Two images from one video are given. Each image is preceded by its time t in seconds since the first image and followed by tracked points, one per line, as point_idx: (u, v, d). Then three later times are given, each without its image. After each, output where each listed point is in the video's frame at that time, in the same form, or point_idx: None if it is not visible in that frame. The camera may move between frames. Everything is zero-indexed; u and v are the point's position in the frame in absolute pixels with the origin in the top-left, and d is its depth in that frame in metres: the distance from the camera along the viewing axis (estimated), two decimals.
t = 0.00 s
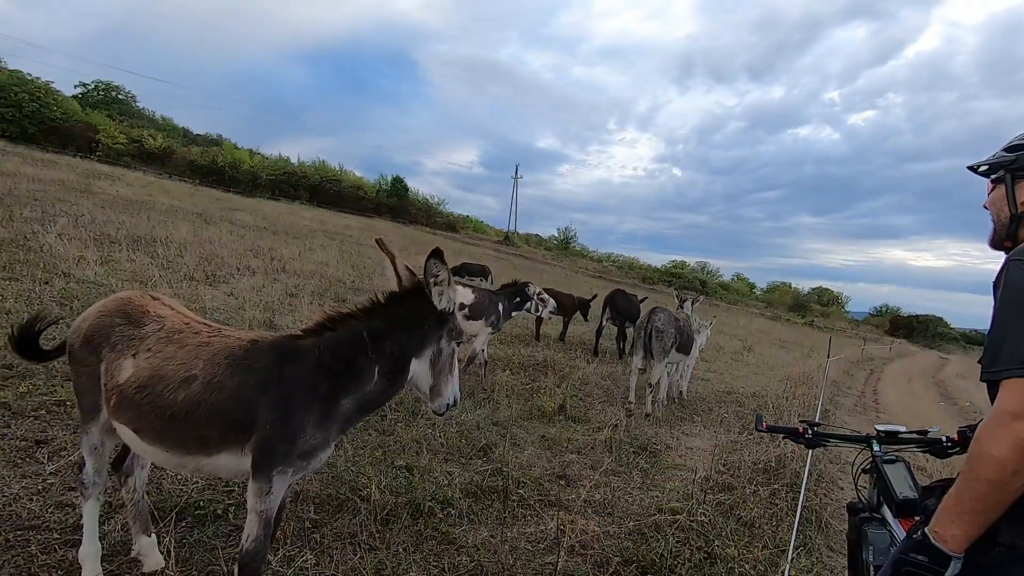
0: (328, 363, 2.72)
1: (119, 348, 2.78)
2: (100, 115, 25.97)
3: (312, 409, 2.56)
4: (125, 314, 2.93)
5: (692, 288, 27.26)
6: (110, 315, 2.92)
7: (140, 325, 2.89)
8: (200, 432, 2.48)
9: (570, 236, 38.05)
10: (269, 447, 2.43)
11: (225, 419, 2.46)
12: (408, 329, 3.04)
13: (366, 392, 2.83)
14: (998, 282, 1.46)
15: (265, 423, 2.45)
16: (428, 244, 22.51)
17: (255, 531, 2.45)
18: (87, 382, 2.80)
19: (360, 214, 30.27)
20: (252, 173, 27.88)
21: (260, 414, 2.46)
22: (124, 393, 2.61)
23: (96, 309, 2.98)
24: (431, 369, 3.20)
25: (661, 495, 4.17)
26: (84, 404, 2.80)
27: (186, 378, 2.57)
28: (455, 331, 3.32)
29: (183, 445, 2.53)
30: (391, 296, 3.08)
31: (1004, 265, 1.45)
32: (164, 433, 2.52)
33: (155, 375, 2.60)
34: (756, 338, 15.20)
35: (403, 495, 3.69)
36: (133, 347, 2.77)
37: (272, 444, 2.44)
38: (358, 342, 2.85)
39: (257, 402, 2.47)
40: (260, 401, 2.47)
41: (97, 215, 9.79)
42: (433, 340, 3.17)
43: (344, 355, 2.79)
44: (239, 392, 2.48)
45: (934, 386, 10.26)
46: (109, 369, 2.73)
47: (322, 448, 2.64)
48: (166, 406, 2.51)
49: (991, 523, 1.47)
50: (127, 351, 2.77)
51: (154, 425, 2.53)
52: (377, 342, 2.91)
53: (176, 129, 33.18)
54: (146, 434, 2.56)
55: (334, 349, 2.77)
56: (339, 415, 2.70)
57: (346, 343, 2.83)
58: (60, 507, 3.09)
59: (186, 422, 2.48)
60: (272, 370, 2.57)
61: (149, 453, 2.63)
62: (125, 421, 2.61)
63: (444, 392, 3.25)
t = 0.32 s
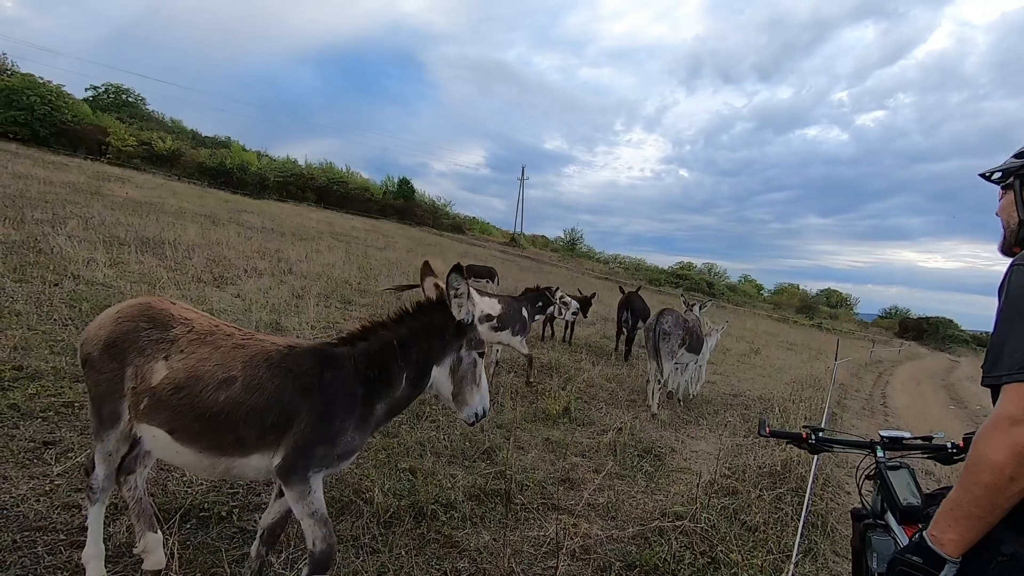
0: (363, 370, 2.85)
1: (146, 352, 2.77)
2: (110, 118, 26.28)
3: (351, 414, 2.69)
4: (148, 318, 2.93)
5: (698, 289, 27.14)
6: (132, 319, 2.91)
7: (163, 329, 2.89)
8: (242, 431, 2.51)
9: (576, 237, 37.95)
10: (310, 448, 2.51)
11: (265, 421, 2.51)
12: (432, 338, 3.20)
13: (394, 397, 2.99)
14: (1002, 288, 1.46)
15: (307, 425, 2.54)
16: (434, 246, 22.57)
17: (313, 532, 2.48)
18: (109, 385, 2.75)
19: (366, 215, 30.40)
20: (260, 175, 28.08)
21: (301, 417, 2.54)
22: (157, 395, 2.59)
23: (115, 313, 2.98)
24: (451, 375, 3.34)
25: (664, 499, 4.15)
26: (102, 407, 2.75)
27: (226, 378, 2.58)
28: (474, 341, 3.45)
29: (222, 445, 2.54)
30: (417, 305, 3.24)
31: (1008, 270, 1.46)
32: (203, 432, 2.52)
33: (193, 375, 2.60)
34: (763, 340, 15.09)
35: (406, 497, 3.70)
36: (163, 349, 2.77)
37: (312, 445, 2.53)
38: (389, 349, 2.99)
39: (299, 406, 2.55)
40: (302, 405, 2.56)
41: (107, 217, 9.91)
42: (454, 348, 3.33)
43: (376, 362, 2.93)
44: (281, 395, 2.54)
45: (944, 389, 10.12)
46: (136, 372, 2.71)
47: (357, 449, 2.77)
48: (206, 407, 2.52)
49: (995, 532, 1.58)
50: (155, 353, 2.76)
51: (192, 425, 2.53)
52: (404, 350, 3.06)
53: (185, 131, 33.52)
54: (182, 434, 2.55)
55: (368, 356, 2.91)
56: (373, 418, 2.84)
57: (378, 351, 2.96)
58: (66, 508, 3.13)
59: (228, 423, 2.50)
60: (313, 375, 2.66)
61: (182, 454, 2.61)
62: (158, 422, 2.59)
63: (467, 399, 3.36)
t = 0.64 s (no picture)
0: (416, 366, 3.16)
1: (204, 363, 2.77)
2: (107, 122, 26.27)
3: (413, 407, 2.98)
4: (199, 330, 2.92)
5: (696, 289, 27.15)
6: (180, 332, 2.87)
7: (216, 340, 2.90)
8: (320, 430, 2.71)
9: (574, 237, 37.93)
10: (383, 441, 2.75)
11: (341, 420, 2.73)
12: (470, 335, 3.52)
13: (443, 390, 3.32)
14: (1002, 280, 1.53)
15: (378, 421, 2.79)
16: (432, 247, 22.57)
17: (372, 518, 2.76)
18: (162, 399, 2.69)
19: (364, 217, 30.40)
20: (258, 178, 28.08)
21: (372, 413, 2.79)
22: (226, 404, 2.66)
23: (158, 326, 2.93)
24: (486, 369, 3.66)
25: (663, 499, 4.14)
26: (152, 421, 2.69)
27: (297, 384, 2.75)
28: (506, 339, 3.75)
29: (297, 446, 2.70)
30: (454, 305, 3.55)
31: (1009, 264, 1.52)
32: (280, 435, 2.67)
33: (264, 382, 2.72)
34: (762, 340, 15.09)
35: (404, 499, 3.70)
36: (224, 359, 2.80)
37: (386, 438, 2.80)
38: (435, 347, 3.33)
39: (370, 404, 2.80)
40: (372, 403, 2.81)
41: (104, 220, 9.90)
42: (489, 343, 3.64)
43: (425, 362, 3.24)
44: (353, 396, 2.78)
45: (942, 386, 10.12)
46: (196, 384, 2.71)
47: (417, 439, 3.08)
48: (282, 411, 2.67)
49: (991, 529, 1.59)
50: (214, 365, 2.77)
51: (268, 429, 2.66)
52: (447, 349, 3.38)
53: (182, 135, 33.54)
54: (257, 439, 2.66)
55: (418, 354, 3.23)
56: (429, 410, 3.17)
57: (426, 351, 3.27)
58: (63, 512, 3.11)
59: (305, 425, 2.67)
60: (377, 376, 2.93)
61: (252, 458, 2.71)
62: (230, 430, 2.66)
63: (496, 391, 3.65)
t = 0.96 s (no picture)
0: (463, 361, 3.57)
1: (293, 365, 2.91)
2: (88, 124, 25.84)
3: (463, 398, 3.41)
4: (280, 333, 3.03)
5: (685, 282, 27.35)
6: (259, 336, 2.94)
7: (295, 342, 3.03)
8: (402, 421, 3.04)
9: (564, 233, 38.05)
10: (442, 432, 3.16)
11: (413, 412, 3.09)
12: (504, 331, 3.95)
13: (483, 381, 3.77)
14: (978, 257, 1.61)
15: (438, 415, 3.21)
16: (421, 245, 22.50)
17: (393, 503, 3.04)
18: (253, 403, 2.75)
19: (352, 216, 30.21)
20: (243, 179, 27.80)
21: (433, 408, 3.20)
22: (320, 401, 2.88)
23: (232, 329, 2.96)
24: (516, 358, 4.07)
25: (655, 487, 4.17)
26: (235, 422, 2.71)
27: (379, 380, 3.04)
28: (528, 330, 4.23)
29: (379, 437, 3.01)
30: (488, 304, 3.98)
31: (983, 243, 1.60)
32: (368, 427, 2.96)
33: (352, 380, 2.98)
34: (750, 330, 15.25)
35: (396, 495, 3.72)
36: (311, 360, 2.97)
37: (442, 428, 3.22)
38: (475, 342, 3.75)
39: (435, 397, 3.19)
40: (435, 396, 3.21)
41: (85, 223, 9.74)
42: (516, 335, 4.09)
43: (470, 359, 3.66)
44: (423, 390, 3.16)
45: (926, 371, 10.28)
46: (289, 385, 2.85)
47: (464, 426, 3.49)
48: (369, 406, 2.96)
49: (970, 501, 1.63)
50: (302, 367, 2.92)
51: (358, 422, 2.94)
52: (486, 345, 3.80)
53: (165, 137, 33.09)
54: (347, 432, 2.93)
55: (462, 349, 3.64)
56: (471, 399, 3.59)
57: (469, 349, 3.68)
58: (49, 516, 3.06)
59: (388, 418, 2.99)
60: (437, 372, 3.31)
61: (339, 449, 2.97)
62: (323, 424, 2.90)
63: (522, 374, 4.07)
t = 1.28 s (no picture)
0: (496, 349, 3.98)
1: (371, 360, 3.13)
2: (59, 126, 25.19)
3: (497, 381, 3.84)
4: (353, 330, 3.21)
5: (671, 269, 27.61)
6: (336, 334, 3.10)
7: (367, 339, 3.24)
8: (457, 403, 3.45)
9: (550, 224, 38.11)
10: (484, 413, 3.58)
11: (464, 395, 3.49)
12: (528, 323, 4.38)
13: (508, 364, 4.27)
14: (939, 221, 1.66)
15: (479, 398, 3.62)
16: (407, 240, 22.39)
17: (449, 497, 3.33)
18: (349, 400, 2.94)
19: (336, 214, 29.92)
20: (222, 179, 27.37)
21: (477, 392, 3.60)
22: (398, 392, 3.18)
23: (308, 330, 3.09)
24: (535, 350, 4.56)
25: (644, 471, 4.23)
26: (340, 423, 2.92)
27: (439, 367, 3.39)
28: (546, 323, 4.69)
29: (439, 418, 3.38)
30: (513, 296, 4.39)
31: (949, 208, 1.64)
32: (433, 410, 3.32)
33: (421, 369, 3.30)
34: (735, 314, 15.45)
35: (386, 489, 3.72)
36: (385, 355, 3.21)
37: (482, 408, 3.63)
38: (503, 330, 4.17)
39: (478, 381, 3.60)
40: (478, 380, 3.61)
41: (60, 227, 9.52)
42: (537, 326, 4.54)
43: (501, 347, 4.09)
44: (470, 376, 3.55)
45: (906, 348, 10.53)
46: (373, 379, 3.08)
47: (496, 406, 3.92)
48: (434, 392, 3.30)
49: (944, 467, 1.67)
50: (378, 361, 3.16)
51: (425, 406, 3.29)
52: (515, 336, 4.25)
53: (140, 137, 32.40)
54: (418, 416, 3.27)
55: (495, 338, 4.06)
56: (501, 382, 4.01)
57: (501, 338, 4.09)
58: (33, 524, 3.01)
59: (447, 401, 3.36)
60: (478, 358, 3.71)
61: (406, 432, 3.28)
62: (400, 411, 3.21)
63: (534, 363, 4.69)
